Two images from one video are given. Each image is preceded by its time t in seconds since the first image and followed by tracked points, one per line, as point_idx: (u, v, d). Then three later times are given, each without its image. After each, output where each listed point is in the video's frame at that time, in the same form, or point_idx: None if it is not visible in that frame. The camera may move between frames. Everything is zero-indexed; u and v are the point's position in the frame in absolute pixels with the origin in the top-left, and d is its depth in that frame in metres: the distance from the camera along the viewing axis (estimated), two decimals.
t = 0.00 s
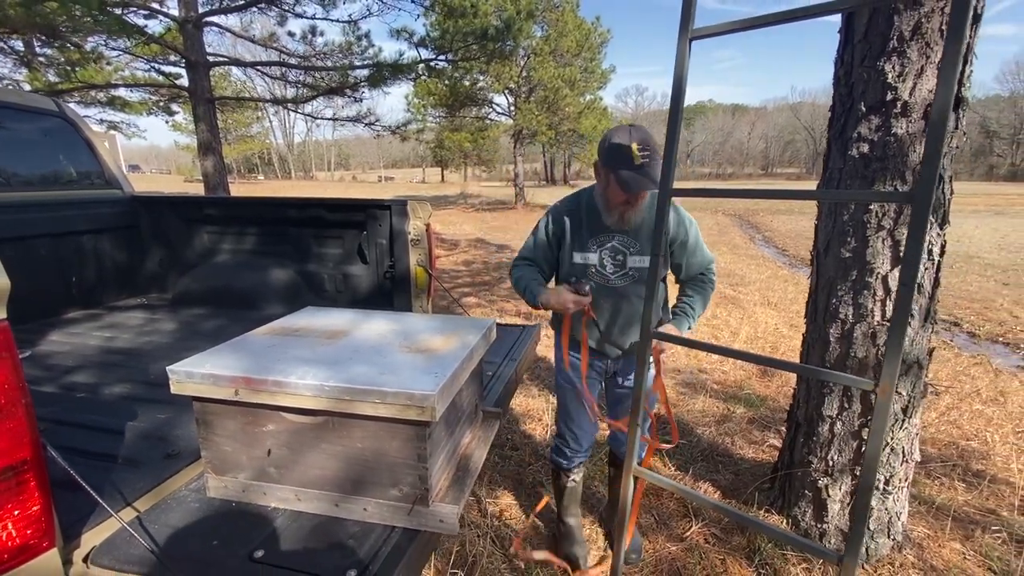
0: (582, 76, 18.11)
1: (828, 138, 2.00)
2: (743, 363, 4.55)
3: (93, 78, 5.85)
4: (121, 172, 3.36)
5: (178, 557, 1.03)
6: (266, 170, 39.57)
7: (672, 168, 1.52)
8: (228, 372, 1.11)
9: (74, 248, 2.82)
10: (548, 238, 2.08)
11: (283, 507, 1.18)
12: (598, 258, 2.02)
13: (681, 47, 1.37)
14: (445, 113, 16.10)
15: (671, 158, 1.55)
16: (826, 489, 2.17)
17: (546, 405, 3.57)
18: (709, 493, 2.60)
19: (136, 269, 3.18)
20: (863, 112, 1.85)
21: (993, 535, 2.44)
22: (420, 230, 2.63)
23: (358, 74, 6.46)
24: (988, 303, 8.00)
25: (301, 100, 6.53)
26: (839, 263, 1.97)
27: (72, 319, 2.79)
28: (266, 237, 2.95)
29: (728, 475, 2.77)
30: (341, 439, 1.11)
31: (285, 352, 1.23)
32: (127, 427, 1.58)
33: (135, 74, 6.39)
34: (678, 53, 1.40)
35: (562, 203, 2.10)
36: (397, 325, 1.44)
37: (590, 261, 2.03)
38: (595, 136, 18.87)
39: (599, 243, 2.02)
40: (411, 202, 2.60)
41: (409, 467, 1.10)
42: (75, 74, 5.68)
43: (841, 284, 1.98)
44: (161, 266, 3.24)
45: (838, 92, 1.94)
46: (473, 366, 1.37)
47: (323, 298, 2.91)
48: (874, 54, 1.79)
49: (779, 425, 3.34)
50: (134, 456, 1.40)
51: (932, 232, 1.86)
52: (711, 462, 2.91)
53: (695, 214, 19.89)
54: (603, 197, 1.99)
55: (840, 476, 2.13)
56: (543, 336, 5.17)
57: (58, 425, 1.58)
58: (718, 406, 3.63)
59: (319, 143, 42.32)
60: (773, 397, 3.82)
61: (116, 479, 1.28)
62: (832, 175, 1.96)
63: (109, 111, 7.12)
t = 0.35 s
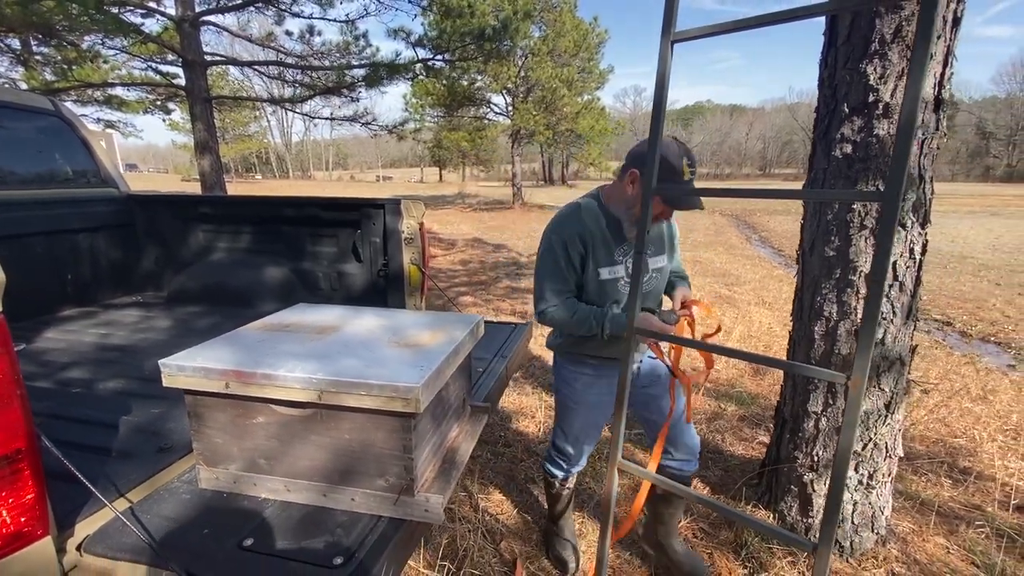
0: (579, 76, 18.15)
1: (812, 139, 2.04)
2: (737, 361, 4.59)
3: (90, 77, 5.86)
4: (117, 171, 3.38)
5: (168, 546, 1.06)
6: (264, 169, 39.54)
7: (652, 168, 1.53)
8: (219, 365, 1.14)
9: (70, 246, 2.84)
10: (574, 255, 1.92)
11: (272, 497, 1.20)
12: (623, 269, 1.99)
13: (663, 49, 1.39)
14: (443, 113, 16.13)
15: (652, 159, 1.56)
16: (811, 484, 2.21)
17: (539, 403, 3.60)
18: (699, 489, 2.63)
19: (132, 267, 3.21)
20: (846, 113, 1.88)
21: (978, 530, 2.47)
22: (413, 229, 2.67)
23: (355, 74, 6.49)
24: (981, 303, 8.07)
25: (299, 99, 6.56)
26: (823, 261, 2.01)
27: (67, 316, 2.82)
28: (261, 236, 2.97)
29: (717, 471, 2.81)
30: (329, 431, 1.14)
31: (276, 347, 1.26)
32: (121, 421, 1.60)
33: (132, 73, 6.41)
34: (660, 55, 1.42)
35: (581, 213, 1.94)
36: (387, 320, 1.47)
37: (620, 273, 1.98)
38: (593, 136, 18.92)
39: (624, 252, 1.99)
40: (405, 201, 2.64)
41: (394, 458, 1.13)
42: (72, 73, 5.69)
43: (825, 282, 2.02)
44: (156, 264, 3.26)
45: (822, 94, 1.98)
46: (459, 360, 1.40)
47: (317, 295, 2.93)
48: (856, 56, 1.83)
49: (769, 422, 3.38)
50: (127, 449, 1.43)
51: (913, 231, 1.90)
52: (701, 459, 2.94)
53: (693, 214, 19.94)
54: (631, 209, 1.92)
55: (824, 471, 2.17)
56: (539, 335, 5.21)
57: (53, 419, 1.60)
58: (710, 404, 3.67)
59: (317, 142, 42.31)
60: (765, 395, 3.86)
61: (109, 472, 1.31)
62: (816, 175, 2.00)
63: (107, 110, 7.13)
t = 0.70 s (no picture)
0: (578, 76, 18.21)
1: (790, 138, 2.10)
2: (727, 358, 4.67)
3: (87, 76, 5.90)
4: (114, 169, 3.44)
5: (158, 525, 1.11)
6: (262, 168, 39.54)
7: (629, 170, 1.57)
8: (208, 353, 1.19)
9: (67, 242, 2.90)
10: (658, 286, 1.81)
11: (260, 480, 1.26)
12: (708, 305, 1.89)
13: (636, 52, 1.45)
14: (441, 112, 16.19)
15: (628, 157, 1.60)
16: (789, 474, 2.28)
17: (531, 399, 3.65)
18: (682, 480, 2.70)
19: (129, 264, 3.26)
20: (822, 113, 1.94)
21: (954, 521, 2.54)
22: (405, 226, 2.74)
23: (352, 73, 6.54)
24: (972, 302, 8.16)
25: (296, 98, 6.62)
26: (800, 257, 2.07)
27: (64, 311, 2.86)
28: (255, 233, 3.02)
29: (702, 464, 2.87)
30: (312, 416, 1.20)
31: (263, 337, 1.31)
32: (116, 410, 1.65)
33: (129, 71, 6.44)
34: (634, 57, 1.47)
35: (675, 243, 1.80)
36: (372, 313, 1.53)
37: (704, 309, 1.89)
38: (591, 137, 18.98)
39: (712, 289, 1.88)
40: (396, 199, 2.69)
41: (375, 441, 1.18)
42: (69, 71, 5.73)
43: (802, 277, 2.08)
44: (153, 261, 3.31)
45: (799, 94, 2.03)
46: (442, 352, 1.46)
47: (310, 291, 2.98)
48: (830, 58, 1.89)
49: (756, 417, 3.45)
50: (122, 435, 1.48)
51: (886, 228, 1.96)
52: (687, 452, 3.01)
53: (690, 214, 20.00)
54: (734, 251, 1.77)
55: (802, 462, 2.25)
56: (533, 333, 5.27)
57: (49, 407, 1.65)
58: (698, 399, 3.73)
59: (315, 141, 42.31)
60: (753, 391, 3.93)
61: (103, 456, 1.36)
62: (793, 174, 2.07)
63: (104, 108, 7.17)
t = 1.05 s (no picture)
0: (578, 75, 18.31)
1: (763, 140, 2.23)
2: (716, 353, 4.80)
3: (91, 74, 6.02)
4: (120, 167, 3.56)
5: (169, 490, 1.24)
6: (263, 166, 39.67)
7: (601, 167, 1.67)
8: (214, 337, 1.31)
9: (75, 237, 3.03)
10: (719, 281, 1.75)
11: (261, 452, 1.39)
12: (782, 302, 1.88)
13: (607, 64, 1.58)
14: (441, 111, 16.31)
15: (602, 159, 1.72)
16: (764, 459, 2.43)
17: (522, 391, 3.78)
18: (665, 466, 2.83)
19: (135, 259, 3.40)
20: (790, 118, 2.08)
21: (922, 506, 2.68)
22: (400, 224, 2.87)
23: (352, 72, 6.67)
24: (963, 300, 8.29)
25: (297, 97, 6.75)
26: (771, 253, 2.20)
27: (73, 304, 2.99)
28: (256, 230, 3.15)
29: (685, 452, 3.01)
30: (309, 394, 1.32)
31: (264, 323, 1.44)
32: (127, 393, 1.78)
33: (132, 70, 6.55)
34: (605, 68, 1.60)
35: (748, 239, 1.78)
36: (365, 302, 1.65)
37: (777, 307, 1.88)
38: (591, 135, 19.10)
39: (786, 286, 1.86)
40: (392, 197, 2.82)
41: (366, 417, 1.31)
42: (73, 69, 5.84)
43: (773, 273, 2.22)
44: (158, 256, 3.45)
45: (770, 99, 2.16)
46: (428, 338, 1.58)
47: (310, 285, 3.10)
48: (797, 65, 2.02)
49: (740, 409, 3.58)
50: (134, 415, 1.61)
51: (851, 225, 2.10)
52: (671, 441, 3.14)
53: (689, 212, 20.09)
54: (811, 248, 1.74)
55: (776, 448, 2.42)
56: (528, 328, 5.40)
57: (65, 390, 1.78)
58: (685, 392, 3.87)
59: (316, 139, 42.43)
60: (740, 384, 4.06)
61: (117, 433, 1.49)
62: (765, 174, 2.20)
63: (107, 106, 7.28)
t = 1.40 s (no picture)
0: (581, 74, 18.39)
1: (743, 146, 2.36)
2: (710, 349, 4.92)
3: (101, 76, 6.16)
4: (134, 168, 3.72)
5: (191, 467, 1.39)
6: (269, 164, 39.89)
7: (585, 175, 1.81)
8: (230, 330, 1.46)
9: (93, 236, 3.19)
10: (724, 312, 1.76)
11: (273, 435, 1.53)
12: (812, 337, 1.75)
13: (589, 82, 1.72)
14: (445, 109, 16.43)
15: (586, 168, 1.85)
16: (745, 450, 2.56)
17: (519, 385, 3.92)
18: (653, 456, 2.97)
19: (149, 257, 3.55)
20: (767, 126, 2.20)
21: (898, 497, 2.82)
22: (402, 224, 3.05)
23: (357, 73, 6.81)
24: (960, 300, 8.38)
25: (303, 97, 6.90)
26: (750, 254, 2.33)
27: (91, 300, 3.15)
28: (264, 229, 3.29)
29: (673, 443, 3.14)
30: (316, 381, 1.47)
31: (275, 318, 1.58)
32: (148, 381, 1.93)
33: (141, 71, 6.70)
34: (588, 85, 1.74)
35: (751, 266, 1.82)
36: (366, 299, 1.79)
37: (805, 341, 1.76)
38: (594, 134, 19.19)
39: (811, 318, 1.75)
40: (394, 199, 2.97)
41: (367, 402, 1.45)
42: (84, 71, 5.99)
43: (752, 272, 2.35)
44: (170, 254, 3.60)
45: (749, 108, 2.29)
46: (424, 332, 1.72)
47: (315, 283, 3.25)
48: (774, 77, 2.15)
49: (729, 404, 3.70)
50: (156, 401, 1.76)
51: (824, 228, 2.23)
52: (661, 433, 3.28)
53: (692, 211, 20.16)
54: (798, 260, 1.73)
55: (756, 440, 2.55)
56: (527, 325, 5.54)
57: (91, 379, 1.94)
58: (677, 387, 4.00)
59: (321, 137, 42.62)
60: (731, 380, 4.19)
61: (142, 417, 1.64)
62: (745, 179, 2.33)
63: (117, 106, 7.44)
